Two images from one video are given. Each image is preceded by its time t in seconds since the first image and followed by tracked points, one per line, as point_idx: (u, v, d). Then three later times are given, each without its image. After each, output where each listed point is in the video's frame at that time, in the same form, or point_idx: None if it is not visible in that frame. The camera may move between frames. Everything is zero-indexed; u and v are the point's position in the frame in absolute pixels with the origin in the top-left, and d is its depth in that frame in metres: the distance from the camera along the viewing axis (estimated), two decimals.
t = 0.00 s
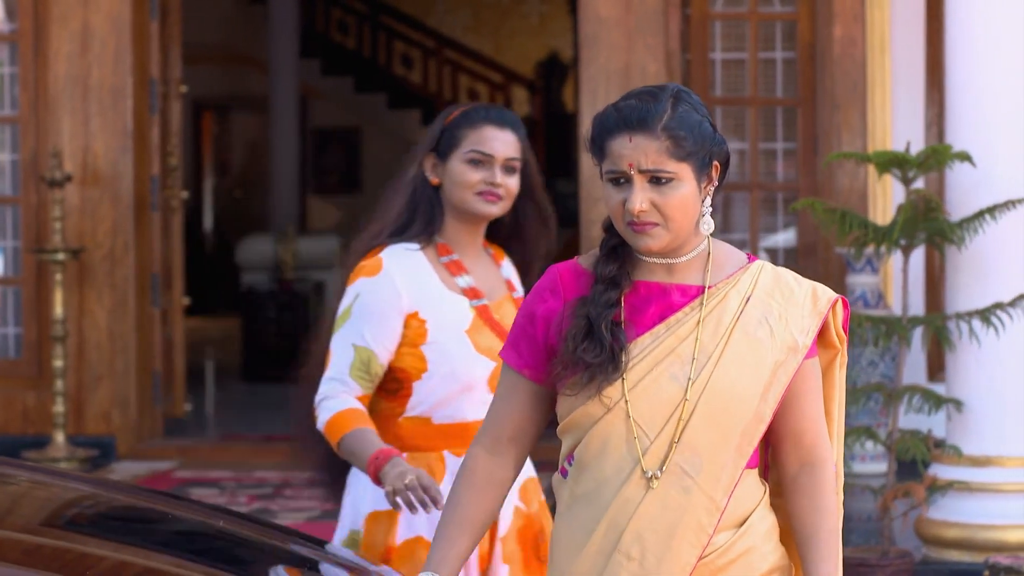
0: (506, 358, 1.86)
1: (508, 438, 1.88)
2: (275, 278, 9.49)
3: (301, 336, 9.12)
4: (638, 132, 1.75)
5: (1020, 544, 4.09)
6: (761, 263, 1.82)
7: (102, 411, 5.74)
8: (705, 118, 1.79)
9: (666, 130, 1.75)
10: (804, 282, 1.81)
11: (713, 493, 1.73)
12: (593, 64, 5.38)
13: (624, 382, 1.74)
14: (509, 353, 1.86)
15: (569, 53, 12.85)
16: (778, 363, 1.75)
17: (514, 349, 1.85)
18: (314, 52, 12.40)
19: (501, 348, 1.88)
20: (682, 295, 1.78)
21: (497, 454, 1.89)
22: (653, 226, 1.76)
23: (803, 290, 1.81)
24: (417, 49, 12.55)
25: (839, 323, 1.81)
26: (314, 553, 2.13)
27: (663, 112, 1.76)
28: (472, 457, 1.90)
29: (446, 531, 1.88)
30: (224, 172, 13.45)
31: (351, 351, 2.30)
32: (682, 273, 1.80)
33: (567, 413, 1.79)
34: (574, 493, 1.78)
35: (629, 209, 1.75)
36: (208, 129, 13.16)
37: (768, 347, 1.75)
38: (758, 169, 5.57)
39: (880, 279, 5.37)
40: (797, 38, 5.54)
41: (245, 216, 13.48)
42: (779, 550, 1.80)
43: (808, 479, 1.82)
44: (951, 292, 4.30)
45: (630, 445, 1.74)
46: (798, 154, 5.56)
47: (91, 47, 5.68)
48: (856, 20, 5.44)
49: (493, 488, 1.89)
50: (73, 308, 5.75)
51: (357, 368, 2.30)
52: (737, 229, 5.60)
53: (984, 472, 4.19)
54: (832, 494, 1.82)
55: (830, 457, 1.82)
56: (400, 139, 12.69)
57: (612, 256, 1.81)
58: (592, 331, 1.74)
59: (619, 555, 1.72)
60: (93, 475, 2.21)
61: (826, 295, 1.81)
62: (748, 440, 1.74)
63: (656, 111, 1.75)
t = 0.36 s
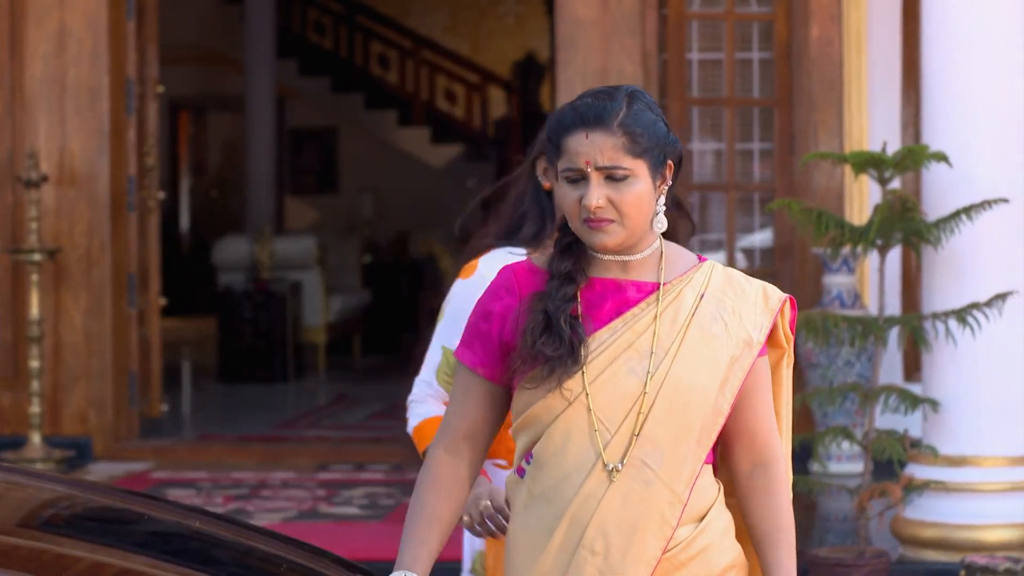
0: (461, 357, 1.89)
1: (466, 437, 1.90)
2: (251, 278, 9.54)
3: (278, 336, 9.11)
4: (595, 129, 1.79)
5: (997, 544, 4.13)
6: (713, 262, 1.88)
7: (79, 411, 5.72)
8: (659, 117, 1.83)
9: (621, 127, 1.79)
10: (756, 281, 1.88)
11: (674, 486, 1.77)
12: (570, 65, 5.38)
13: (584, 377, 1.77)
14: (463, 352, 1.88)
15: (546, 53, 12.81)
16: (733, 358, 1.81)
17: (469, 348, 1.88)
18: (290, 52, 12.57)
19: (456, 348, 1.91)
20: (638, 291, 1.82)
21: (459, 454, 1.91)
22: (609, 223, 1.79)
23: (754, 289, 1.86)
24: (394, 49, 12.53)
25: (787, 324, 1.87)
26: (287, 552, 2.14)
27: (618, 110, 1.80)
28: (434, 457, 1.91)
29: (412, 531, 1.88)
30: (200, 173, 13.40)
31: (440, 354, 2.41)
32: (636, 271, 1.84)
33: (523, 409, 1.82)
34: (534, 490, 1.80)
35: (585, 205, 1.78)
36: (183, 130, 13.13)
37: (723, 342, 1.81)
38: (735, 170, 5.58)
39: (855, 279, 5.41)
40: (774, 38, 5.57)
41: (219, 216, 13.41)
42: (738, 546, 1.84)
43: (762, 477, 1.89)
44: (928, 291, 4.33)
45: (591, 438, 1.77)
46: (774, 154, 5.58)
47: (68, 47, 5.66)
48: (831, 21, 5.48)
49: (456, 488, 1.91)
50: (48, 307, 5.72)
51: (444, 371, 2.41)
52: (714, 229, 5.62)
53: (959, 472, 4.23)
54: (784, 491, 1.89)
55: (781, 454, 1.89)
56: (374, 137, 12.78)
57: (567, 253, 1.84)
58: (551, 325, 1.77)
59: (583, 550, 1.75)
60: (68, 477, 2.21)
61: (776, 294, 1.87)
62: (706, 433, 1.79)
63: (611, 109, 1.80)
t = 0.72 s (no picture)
0: (409, 363, 1.94)
1: (419, 438, 1.95)
2: (206, 278, 9.58)
3: (235, 337, 9.11)
4: (524, 145, 1.82)
5: (951, 543, 4.22)
6: (657, 261, 1.93)
7: (34, 413, 5.71)
8: (590, 124, 1.85)
9: (551, 141, 1.82)
10: (699, 280, 1.93)
11: (615, 481, 1.81)
12: (527, 64, 5.44)
13: (524, 374, 1.82)
14: (411, 358, 1.94)
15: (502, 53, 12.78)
16: (674, 355, 1.86)
17: (418, 354, 1.93)
18: (246, 53, 12.78)
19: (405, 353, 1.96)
20: (580, 290, 1.87)
21: (411, 456, 1.95)
22: (546, 234, 1.84)
23: (698, 288, 1.92)
24: (351, 49, 12.75)
25: (732, 322, 1.97)
26: (240, 552, 2.17)
27: (548, 122, 1.82)
28: (387, 461, 1.95)
29: (368, 533, 1.93)
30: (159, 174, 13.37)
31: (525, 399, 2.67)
32: (580, 271, 1.88)
33: (466, 409, 1.86)
34: (478, 488, 1.84)
35: (520, 219, 1.83)
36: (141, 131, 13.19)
37: (665, 338, 1.86)
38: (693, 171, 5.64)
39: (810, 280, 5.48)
40: (730, 40, 5.49)
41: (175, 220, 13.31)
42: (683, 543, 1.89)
43: (709, 473, 1.94)
44: (884, 292, 4.40)
45: (531, 435, 1.81)
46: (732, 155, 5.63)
47: (22, 48, 5.64)
48: (786, 20, 5.42)
49: (411, 490, 1.94)
50: (4, 306, 5.70)
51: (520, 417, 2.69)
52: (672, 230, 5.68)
53: (913, 472, 4.31)
54: (730, 487, 1.94)
55: (727, 451, 1.94)
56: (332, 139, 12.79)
57: (508, 255, 1.88)
58: (490, 325, 1.82)
59: (525, 546, 1.79)
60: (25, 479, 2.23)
61: (720, 293, 1.93)
62: (647, 428, 1.83)
63: (540, 123, 1.82)
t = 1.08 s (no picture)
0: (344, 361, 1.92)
1: (357, 434, 1.92)
2: (138, 278, 9.45)
3: (166, 336, 8.96)
4: (452, 166, 1.76)
5: (882, 541, 4.26)
6: (595, 261, 1.91)
7: None
8: (523, 145, 1.80)
9: (479, 164, 1.76)
10: (638, 281, 1.92)
11: (548, 483, 1.79)
12: (458, 66, 5.14)
13: (457, 376, 1.80)
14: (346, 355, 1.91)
15: (434, 53, 12.77)
16: (610, 356, 1.84)
17: (354, 353, 1.90)
18: (177, 52, 12.56)
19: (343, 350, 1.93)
20: (516, 292, 1.85)
21: (348, 451, 1.92)
22: (474, 249, 1.80)
23: (636, 288, 1.90)
24: (283, 48, 12.65)
25: (669, 322, 1.93)
26: (171, 554, 2.08)
27: (479, 144, 1.77)
28: (325, 457, 1.92)
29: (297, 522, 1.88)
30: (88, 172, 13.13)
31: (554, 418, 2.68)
32: (516, 275, 1.86)
33: (401, 411, 1.84)
34: (410, 490, 1.81)
35: (447, 236, 1.79)
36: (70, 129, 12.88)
37: (600, 340, 1.84)
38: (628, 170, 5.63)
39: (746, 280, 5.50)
40: (662, 39, 5.28)
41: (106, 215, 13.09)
42: (616, 545, 1.87)
43: (645, 473, 1.91)
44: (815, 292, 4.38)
45: (463, 437, 1.79)
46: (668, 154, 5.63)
47: None
48: (719, 20, 5.18)
49: (346, 481, 1.91)
50: None
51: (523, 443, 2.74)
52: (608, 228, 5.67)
53: (845, 469, 4.35)
54: (666, 486, 1.91)
55: (663, 451, 1.92)
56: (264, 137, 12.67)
57: (445, 254, 1.86)
58: (423, 323, 1.80)
59: (456, 547, 1.76)
60: None
61: (658, 293, 1.91)
62: (581, 429, 1.81)
63: (469, 145, 1.76)
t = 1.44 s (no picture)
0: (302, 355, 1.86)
1: (318, 432, 1.86)
2: (95, 277, 9.31)
3: (122, 336, 8.85)
4: (425, 165, 1.72)
5: (839, 538, 4.28)
6: (556, 263, 1.89)
7: None
8: (496, 148, 1.77)
9: (452, 164, 1.73)
10: (600, 283, 1.90)
11: (507, 485, 1.76)
12: (414, 64, 5.09)
13: (419, 377, 1.76)
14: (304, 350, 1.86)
15: (390, 52, 12.73)
16: (572, 359, 1.82)
17: (313, 348, 1.84)
18: (132, 51, 12.30)
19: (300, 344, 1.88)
20: (478, 293, 1.82)
21: (306, 448, 1.85)
22: (440, 248, 1.77)
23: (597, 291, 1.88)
24: (238, 47, 12.45)
25: (628, 326, 1.93)
26: (129, 553, 2.07)
27: (452, 143, 1.73)
28: (285, 454, 1.85)
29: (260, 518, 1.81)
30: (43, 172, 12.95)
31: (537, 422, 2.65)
32: (478, 275, 1.84)
33: (360, 410, 1.79)
34: (368, 490, 1.77)
35: (414, 234, 1.75)
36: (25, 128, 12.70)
37: (561, 343, 1.82)
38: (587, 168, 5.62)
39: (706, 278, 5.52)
40: (617, 38, 5.25)
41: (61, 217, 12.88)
42: (574, 546, 1.84)
43: (603, 475, 1.89)
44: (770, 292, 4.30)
45: (423, 439, 1.76)
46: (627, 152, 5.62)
47: None
48: (673, 18, 5.15)
49: (305, 476, 1.85)
50: None
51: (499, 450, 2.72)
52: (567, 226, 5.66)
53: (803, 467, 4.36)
54: (624, 491, 1.89)
55: (621, 454, 1.90)
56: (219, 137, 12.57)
57: (408, 251, 1.83)
58: (387, 321, 1.76)
59: (414, 549, 1.72)
60: None
61: (619, 296, 1.89)
62: (543, 433, 1.79)
63: (444, 144, 1.73)
